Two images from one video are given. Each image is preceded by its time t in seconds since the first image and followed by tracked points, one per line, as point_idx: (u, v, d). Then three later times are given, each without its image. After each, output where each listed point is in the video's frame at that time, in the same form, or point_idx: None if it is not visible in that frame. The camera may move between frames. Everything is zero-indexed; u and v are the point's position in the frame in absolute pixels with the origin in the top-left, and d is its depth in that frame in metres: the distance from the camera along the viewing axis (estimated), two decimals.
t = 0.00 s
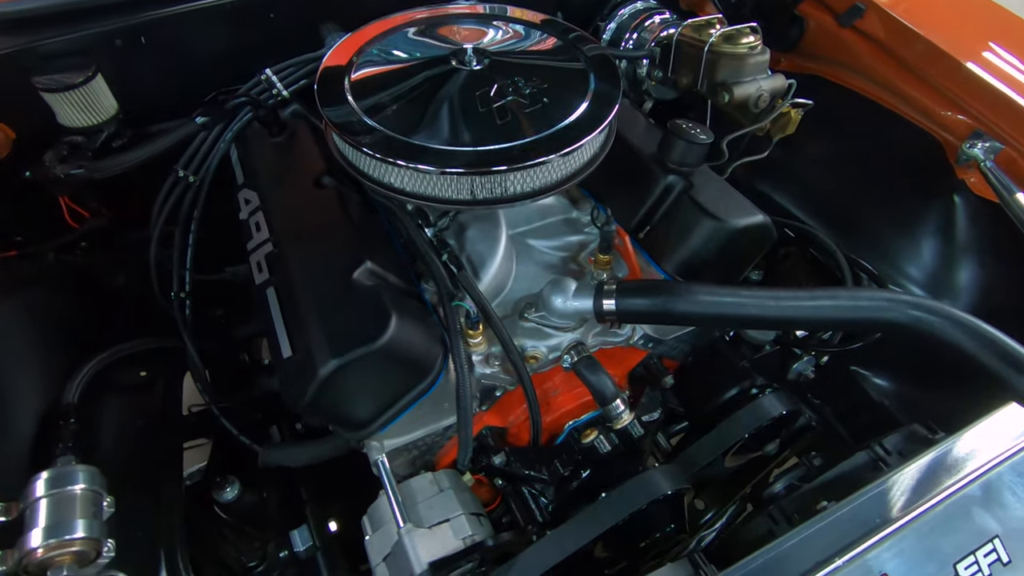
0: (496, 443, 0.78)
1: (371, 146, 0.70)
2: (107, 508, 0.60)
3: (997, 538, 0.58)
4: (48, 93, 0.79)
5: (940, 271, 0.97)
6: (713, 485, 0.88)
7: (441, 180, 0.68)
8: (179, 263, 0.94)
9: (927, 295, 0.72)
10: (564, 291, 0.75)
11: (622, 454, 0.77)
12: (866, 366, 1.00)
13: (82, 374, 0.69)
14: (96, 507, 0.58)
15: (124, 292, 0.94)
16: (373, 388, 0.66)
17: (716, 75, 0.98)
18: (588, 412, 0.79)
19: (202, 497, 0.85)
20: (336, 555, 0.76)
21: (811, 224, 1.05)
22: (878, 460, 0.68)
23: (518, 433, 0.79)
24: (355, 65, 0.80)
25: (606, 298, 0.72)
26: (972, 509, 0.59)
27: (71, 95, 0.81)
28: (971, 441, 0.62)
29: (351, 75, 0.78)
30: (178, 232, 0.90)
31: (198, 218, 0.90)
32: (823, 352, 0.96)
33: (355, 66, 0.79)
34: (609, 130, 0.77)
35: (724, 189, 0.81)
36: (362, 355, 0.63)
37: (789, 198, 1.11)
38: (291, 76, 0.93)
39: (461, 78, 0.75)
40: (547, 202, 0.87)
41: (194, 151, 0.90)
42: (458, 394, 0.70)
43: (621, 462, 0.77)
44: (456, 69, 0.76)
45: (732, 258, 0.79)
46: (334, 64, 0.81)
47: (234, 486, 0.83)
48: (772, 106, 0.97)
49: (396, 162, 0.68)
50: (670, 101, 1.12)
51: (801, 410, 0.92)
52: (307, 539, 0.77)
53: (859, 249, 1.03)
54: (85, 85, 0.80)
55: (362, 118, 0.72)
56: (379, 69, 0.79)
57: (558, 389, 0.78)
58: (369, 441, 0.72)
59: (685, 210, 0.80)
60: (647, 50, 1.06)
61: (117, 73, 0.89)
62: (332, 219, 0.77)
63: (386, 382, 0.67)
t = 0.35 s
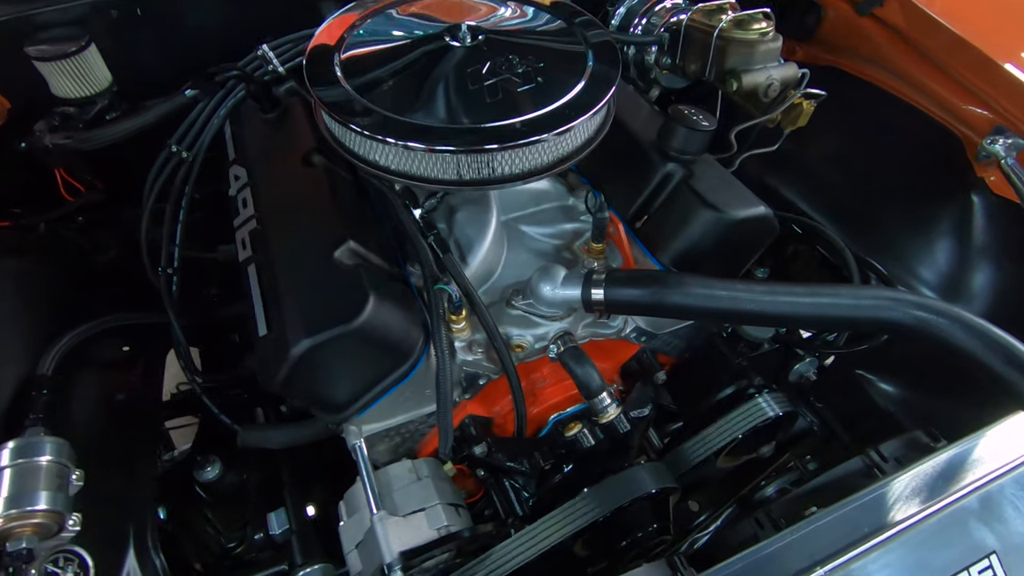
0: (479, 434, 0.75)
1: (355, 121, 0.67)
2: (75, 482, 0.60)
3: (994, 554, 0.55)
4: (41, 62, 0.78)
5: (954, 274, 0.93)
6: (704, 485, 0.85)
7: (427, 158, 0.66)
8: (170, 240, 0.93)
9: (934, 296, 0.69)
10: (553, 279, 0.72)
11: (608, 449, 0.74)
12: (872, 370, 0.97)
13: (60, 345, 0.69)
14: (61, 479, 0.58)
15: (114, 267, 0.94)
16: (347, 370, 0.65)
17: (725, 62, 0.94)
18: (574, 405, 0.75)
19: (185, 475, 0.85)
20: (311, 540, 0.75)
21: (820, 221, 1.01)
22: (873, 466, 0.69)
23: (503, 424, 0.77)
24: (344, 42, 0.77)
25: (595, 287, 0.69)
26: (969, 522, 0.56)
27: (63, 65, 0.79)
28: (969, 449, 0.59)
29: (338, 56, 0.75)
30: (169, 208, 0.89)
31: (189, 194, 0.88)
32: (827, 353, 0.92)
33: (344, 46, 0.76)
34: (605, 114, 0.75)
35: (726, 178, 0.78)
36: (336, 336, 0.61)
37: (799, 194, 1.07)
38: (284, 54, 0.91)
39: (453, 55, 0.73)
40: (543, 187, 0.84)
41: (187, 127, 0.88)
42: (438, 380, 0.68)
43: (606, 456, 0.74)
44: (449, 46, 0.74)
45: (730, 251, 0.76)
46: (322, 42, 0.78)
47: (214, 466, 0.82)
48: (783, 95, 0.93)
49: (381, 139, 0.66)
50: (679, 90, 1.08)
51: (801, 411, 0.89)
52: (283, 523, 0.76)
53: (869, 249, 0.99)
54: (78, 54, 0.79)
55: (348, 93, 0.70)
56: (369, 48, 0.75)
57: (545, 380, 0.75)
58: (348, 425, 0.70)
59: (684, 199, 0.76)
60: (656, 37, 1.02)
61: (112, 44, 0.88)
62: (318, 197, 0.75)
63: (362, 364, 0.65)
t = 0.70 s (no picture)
0: (460, 419, 0.72)
1: (336, 85, 0.64)
2: (35, 450, 0.58)
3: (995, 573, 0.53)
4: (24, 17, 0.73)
5: (975, 272, 0.87)
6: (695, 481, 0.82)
7: (408, 125, 0.62)
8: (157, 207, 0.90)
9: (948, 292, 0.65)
10: (540, 259, 0.68)
11: (594, 440, 0.71)
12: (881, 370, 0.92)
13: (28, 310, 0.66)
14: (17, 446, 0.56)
15: (99, 232, 0.92)
16: (318, 345, 0.62)
17: (739, 37, 0.89)
18: (559, 392, 0.72)
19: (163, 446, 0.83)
20: (283, 518, 0.73)
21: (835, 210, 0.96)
22: (869, 472, 0.74)
23: (487, 408, 0.73)
24: (329, 5, 0.73)
25: (582, 269, 0.65)
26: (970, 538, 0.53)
27: (47, 21, 0.75)
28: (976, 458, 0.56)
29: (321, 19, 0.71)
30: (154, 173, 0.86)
31: (175, 160, 0.86)
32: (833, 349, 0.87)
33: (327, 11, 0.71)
34: (603, 86, 0.70)
35: (731, 159, 0.73)
36: (305, 309, 0.58)
37: (814, 181, 1.02)
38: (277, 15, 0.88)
39: (443, 18, 0.68)
40: (538, 162, 0.79)
41: (174, 90, 0.85)
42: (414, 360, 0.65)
43: (591, 448, 0.71)
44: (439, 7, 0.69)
45: (732, 237, 0.72)
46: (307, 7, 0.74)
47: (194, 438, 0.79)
48: (802, 73, 0.88)
49: (361, 104, 0.62)
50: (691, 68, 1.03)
51: (800, 405, 0.88)
52: (257, 500, 0.74)
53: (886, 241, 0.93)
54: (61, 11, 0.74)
55: (330, 55, 0.66)
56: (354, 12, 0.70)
57: (531, 365, 0.71)
58: (322, 402, 0.68)
59: (685, 179, 0.72)
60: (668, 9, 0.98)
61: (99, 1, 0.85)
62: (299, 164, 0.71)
63: (334, 340, 0.62)
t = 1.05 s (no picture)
0: (439, 401, 0.69)
1: (319, 45, 0.60)
2: None
3: None
4: None
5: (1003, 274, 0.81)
6: (685, 478, 0.78)
7: (392, 89, 0.59)
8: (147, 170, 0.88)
9: (968, 293, 0.60)
10: (529, 238, 0.65)
11: (577, 431, 0.67)
12: (892, 373, 0.88)
13: None
14: None
15: (90, 193, 0.90)
16: (288, 317, 0.59)
17: (761, 13, 0.83)
18: (545, 378, 0.69)
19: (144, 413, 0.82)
20: (256, 492, 0.71)
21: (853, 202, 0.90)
22: (865, 480, 0.72)
23: (469, 391, 0.71)
24: None
25: (571, 250, 0.61)
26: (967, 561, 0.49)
27: None
28: (980, 473, 0.53)
29: None
30: (144, 135, 0.84)
31: (164, 121, 0.83)
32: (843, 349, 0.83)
33: None
34: (606, 55, 0.66)
35: (740, 139, 0.68)
36: (274, 278, 0.55)
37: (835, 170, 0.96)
38: None
39: None
40: (536, 137, 0.74)
41: (167, 50, 0.83)
42: (391, 339, 0.62)
43: (572, 437, 0.67)
44: None
45: (737, 224, 0.67)
46: None
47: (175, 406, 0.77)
48: (829, 51, 0.82)
49: (343, 65, 0.58)
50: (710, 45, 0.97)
51: (802, 402, 0.86)
52: (231, 472, 0.72)
53: (907, 237, 0.88)
54: None
55: (317, 14, 0.63)
56: None
57: (517, 349, 0.69)
58: (297, 376, 0.65)
59: (689, 160, 0.67)
60: None
61: None
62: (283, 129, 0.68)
63: (306, 312, 0.59)
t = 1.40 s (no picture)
0: (422, 378, 0.66)
1: None
2: None
3: None
4: None
5: None
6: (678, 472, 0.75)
7: (382, 44, 0.55)
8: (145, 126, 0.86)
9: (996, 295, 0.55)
10: (523, 211, 0.61)
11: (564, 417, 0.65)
12: (906, 377, 0.83)
13: None
14: None
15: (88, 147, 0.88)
16: (265, 281, 0.57)
17: None
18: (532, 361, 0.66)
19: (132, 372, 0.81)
20: (235, 458, 0.69)
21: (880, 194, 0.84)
22: (865, 489, 0.71)
23: (455, 370, 0.68)
24: None
25: (565, 227, 0.58)
26: None
27: None
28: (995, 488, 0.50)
29: None
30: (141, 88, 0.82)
31: (162, 75, 0.81)
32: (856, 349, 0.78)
33: None
34: (616, 18, 0.61)
35: (757, 117, 0.63)
36: (249, 238, 0.53)
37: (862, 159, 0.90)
38: None
39: None
40: (542, 107, 0.69)
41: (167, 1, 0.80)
42: (371, 310, 0.59)
43: (558, 422, 0.66)
44: None
45: (748, 208, 0.63)
46: None
47: (162, 365, 0.76)
48: (864, 31, 0.77)
49: (330, 16, 0.54)
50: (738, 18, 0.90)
51: (809, 403, 0.81)
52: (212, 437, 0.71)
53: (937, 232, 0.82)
54: None
55: None
56: None
57: (508, 329, 0.66)
58: (279, 344, 0.64)
59: (700, 137, 0.63)
60: None
61: None
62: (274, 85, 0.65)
63: (281, 277, 0.57)
